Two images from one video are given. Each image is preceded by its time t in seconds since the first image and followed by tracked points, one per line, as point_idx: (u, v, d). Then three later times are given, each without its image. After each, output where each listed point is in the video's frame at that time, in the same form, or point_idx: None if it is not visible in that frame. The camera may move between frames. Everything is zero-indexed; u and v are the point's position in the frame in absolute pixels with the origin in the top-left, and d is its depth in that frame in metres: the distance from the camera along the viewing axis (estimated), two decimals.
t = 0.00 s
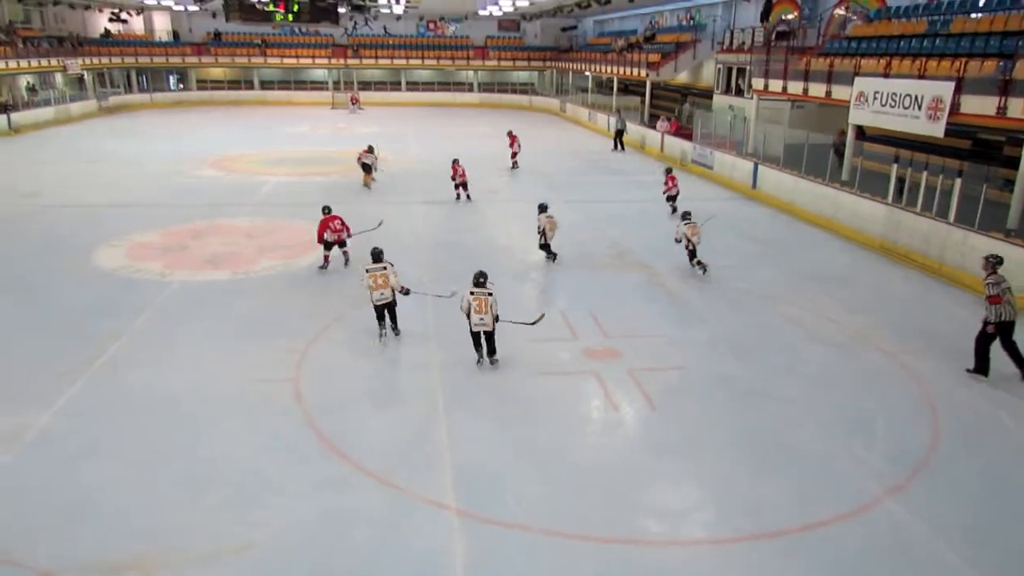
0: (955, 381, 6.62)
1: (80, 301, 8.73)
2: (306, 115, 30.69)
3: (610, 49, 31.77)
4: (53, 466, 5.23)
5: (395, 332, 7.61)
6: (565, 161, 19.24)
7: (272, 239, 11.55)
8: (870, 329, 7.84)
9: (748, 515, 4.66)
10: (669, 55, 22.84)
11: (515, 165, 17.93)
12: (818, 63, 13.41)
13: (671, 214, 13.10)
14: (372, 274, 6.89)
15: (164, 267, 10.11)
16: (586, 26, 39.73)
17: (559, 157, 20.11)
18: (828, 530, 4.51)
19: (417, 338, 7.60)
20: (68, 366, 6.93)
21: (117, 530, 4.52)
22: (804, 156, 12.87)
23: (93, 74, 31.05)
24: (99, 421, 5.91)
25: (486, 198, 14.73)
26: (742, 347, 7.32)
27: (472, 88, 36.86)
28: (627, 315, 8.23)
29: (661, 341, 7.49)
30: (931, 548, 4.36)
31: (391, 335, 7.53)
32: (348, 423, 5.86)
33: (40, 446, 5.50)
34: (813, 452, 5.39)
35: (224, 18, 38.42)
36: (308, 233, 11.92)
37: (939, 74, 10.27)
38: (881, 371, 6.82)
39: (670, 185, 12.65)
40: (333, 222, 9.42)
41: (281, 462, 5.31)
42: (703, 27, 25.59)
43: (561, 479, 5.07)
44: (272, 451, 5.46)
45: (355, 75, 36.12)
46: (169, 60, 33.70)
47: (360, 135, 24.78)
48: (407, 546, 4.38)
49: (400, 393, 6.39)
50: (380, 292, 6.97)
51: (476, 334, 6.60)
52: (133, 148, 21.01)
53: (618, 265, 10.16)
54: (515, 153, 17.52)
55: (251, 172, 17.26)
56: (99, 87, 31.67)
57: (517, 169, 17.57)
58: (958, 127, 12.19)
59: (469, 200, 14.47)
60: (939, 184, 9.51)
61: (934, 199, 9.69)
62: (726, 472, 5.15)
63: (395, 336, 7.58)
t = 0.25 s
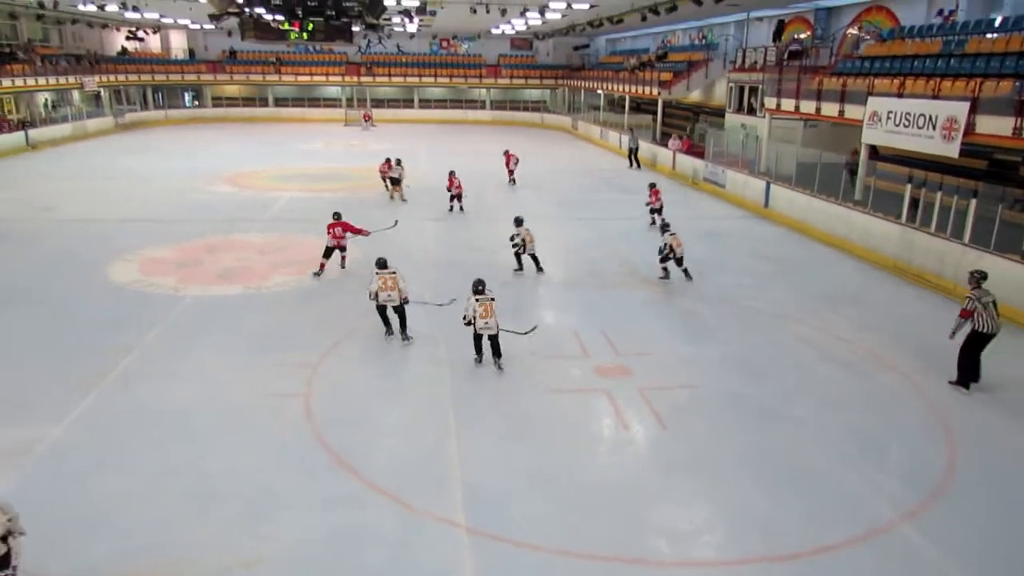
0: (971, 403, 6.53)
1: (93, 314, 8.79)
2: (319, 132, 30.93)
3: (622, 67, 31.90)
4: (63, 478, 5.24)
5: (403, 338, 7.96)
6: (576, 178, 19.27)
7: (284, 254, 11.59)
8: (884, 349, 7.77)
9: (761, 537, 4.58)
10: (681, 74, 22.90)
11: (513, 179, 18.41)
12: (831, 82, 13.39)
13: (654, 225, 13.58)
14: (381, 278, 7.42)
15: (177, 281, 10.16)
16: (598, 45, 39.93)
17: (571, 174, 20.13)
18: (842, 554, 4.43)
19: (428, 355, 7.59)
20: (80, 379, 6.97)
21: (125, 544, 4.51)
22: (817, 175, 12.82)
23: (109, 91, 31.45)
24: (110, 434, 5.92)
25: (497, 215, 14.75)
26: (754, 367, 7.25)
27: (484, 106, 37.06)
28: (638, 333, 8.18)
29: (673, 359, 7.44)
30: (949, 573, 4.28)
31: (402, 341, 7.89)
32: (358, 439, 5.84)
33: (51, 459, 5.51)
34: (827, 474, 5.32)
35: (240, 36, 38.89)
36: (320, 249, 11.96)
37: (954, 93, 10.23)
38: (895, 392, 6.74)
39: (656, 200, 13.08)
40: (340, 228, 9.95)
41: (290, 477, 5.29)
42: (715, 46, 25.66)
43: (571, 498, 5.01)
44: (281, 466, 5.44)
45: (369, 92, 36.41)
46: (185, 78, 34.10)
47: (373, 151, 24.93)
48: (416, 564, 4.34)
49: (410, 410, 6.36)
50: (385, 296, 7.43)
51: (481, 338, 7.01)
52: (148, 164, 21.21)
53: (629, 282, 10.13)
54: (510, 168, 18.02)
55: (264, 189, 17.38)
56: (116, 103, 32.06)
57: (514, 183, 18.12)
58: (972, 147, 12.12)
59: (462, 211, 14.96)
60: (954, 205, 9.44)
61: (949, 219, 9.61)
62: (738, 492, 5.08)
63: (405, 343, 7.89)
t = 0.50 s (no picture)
0: (991, 419, 6.43)
1: (110, 326, 8.86)
2: (334, 145, 31.14)
3: (636, 80, 31.95)
4: (78, 489, 5.26)
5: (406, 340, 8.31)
6: (590, 191, 19.26)
7: (299, 267, 11.65)
8: (901, 363, 7.67)
9: (778, 554, 4.52)
10: (695, 86, 22.91)
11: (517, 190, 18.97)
12: (846, 95, 13.34)
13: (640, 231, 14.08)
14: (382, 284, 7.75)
15: (193, 293, 10.23)
16: (612, 58, 40.02)
17: (584, 187, 20.15)
18: (861, 571, 4.36)
19: (441, 368, 7.57)
20: (97, 391, 7.01)
21: (139, 555, 4.51)
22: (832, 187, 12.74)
23: (128, 105, 31.86)
24: (125, 445, 5.94)
25: (510, 227, 14.77)
26: (770, 381, 7.19)
27: (498, 118, 37.22)
28: (652, 346, 8.14)
29: (687, 373, 7.38)
30: None
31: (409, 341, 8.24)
32: (371, 452, 5.82)
33: (66, 470, 5.54)
34: (844, 490, 5.24)
35: (256, 51, 39.32)
36: (335, 261, 12.01)
37: (971, 105, 10.14)
38: (912, 408, 6.65)
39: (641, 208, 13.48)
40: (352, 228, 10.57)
41: (302, 490, 5.28)
42: (729, 58, 25.68)
43: (584, 512, 4.97)
44: (294, 479, 5.43)
45: (383, 105, 36.68)
46: (202, 92, 34.50)
47: (387, 164, 25.06)
48: None
49: (423, 423, 6.35)
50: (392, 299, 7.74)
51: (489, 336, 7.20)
52: (165, 177, 21.43)
53: (643, 295, 10.09)
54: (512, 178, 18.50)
55: (279, 201, 17.52)
56: (134, 117, 32.49)
57: (515, 190, 18.56)
58: (990, 159, 12.01)
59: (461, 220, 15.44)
60: (972, 218, 9.33)
61: (967, 232, 9.50)
62: (753, 507, 5.02)
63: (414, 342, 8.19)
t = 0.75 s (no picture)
0: (1008, 439, 6.34)
1: (126, 333, 8.94)
2: (351, 156, 31.34)
3: (652, 94, 31.99)
4: (91, 494, 5.29)
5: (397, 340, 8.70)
6: (604, 205, 19.26)
7: (314, 276, 11.71)
8: (917, 381, 7.59)
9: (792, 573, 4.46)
10: (711, 101, 22.92)
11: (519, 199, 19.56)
12: (863, 112, 13.29)
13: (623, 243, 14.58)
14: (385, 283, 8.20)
15: (208, 302, 10.30)
16: (628, 73, 40.11)
17: (599, 200, 20.15)
18: None
19: (453, 379, 7.57)
20: (112, 397, 7.07)
21: (150, 561, 4.54)
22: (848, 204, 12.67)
23: (148, 115, 32.23)
24: (138, 452, 5.98)
25: (524, 240, 14.78)
26: (783, 397, 7.13)
27: (514, 131, 37.34)
28: (665, 360, 8.10)
29: (700, 388, 7.35)
30: None
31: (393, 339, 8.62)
32: (381, 462, 5.83)
33: (80, 475, 5.58)
34: (858, 509, 5.18)
35: (275, 63, 39.74)
36: (349, 271, 12.06)
37: (989, 123, 10.08)
38: (928, 426, 6.57)
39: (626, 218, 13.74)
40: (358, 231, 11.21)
41: (313, 499, 5.29)
42: (746, 74, 25.68)
43: (596, 526, 4.94)
44: (304, 488, 5.44)
45: (400, 117, 36.90)
46: (221, 102, 34.85)
47: (402, 175, 25.18)
48: None
49: (434, 433, 6.35)
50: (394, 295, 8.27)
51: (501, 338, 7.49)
52: (183, 186, 21.64)
53: (656, 309, 10.06)
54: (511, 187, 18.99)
55: (295, 211, 17.63)
56: (154, 127, 32.87)
57: (516, 202, 18.94)
58: (1009, 178, 11.91)
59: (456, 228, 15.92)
60: (989, 236, 9.25)
61: (984, 250, 9.42)
62: (766, 524, 4.97)
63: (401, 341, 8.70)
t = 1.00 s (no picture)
0: None
1: (137, 343, 8.98)
2: (360, 166, 31.45)
3: (661, 104, 32.01)
4: (101, 504, 5.30)
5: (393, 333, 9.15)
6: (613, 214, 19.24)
7: (323, 286, 11.74)
8: (929, 391, 7.53)
9: None
10: (720, 110, 22.91)
11: (510, 205, 19.90)
12: (873, 120, 13.24)
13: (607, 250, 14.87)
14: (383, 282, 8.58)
15: (218, 312, 10.33)
16: (637, 82, 40.18)
17: (608, 209, 20.13)
18: None
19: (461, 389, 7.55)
20: (122, 407, 7.08)
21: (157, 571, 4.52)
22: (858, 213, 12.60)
23: (159, 126, 32.49)
24: (148, 461, 5.98)
25: (533, 249, 14.78)
26: (794, 407, 7.07)
27: (523, 141, 37.41)
28: (675, 370, 8.05)
29: (710, 397, 7.30)
30: None
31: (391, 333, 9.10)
32: (390, 472, 5.81)
33: (90, 485, 5.59)
34: (871, 519, 5.11)
35: (285, 73, 40.03)
36: (358, 281, 12.08)
37: (1001, 132, 10.01)
38: (942, 437, 6.50)
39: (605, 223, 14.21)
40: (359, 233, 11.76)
41: (320, 508, 5.28)
42: (755, 83, 25.67)
43: (606, 537, 4.89)
44: (312, 497, 5.43)
45: (409, 127, 37.04)
46: (232, 113, 35.10)
47: (411, 185, 25.26)
48: None
49: (443, 443, 6.32)
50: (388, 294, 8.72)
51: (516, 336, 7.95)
52: (194, 196, 21.78)
53: (665, 318, 10.02)
54: (503, 196, 19.39)
55: (304, 221, 17.71)
56: (165, 137, 33.13)
57: (505, 209, 19.42)
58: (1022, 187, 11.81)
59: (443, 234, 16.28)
60: (1002, 246, 9.17)
61: (997, 260, 9.33)
62: (778, 535, 4.91)
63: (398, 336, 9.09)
